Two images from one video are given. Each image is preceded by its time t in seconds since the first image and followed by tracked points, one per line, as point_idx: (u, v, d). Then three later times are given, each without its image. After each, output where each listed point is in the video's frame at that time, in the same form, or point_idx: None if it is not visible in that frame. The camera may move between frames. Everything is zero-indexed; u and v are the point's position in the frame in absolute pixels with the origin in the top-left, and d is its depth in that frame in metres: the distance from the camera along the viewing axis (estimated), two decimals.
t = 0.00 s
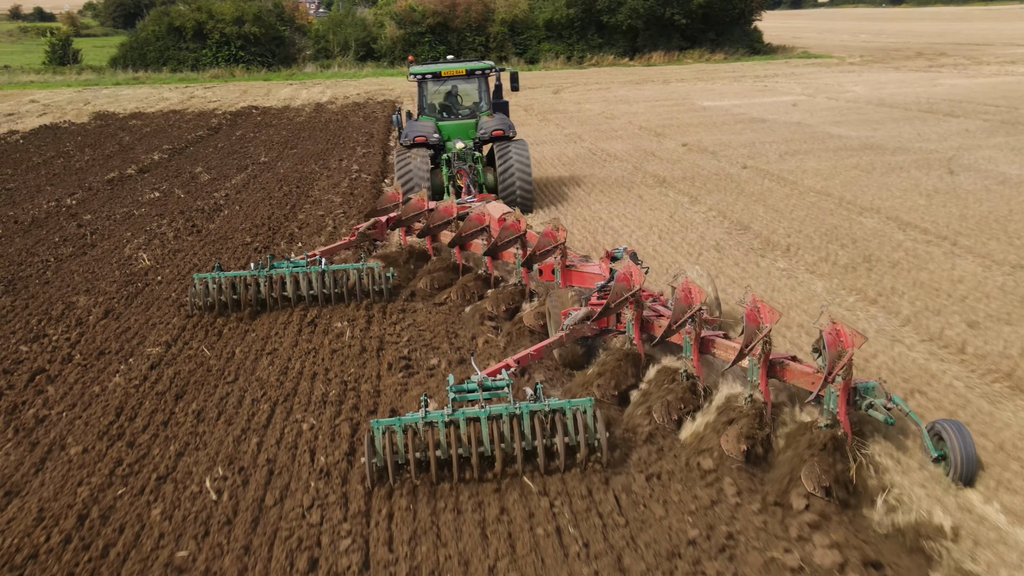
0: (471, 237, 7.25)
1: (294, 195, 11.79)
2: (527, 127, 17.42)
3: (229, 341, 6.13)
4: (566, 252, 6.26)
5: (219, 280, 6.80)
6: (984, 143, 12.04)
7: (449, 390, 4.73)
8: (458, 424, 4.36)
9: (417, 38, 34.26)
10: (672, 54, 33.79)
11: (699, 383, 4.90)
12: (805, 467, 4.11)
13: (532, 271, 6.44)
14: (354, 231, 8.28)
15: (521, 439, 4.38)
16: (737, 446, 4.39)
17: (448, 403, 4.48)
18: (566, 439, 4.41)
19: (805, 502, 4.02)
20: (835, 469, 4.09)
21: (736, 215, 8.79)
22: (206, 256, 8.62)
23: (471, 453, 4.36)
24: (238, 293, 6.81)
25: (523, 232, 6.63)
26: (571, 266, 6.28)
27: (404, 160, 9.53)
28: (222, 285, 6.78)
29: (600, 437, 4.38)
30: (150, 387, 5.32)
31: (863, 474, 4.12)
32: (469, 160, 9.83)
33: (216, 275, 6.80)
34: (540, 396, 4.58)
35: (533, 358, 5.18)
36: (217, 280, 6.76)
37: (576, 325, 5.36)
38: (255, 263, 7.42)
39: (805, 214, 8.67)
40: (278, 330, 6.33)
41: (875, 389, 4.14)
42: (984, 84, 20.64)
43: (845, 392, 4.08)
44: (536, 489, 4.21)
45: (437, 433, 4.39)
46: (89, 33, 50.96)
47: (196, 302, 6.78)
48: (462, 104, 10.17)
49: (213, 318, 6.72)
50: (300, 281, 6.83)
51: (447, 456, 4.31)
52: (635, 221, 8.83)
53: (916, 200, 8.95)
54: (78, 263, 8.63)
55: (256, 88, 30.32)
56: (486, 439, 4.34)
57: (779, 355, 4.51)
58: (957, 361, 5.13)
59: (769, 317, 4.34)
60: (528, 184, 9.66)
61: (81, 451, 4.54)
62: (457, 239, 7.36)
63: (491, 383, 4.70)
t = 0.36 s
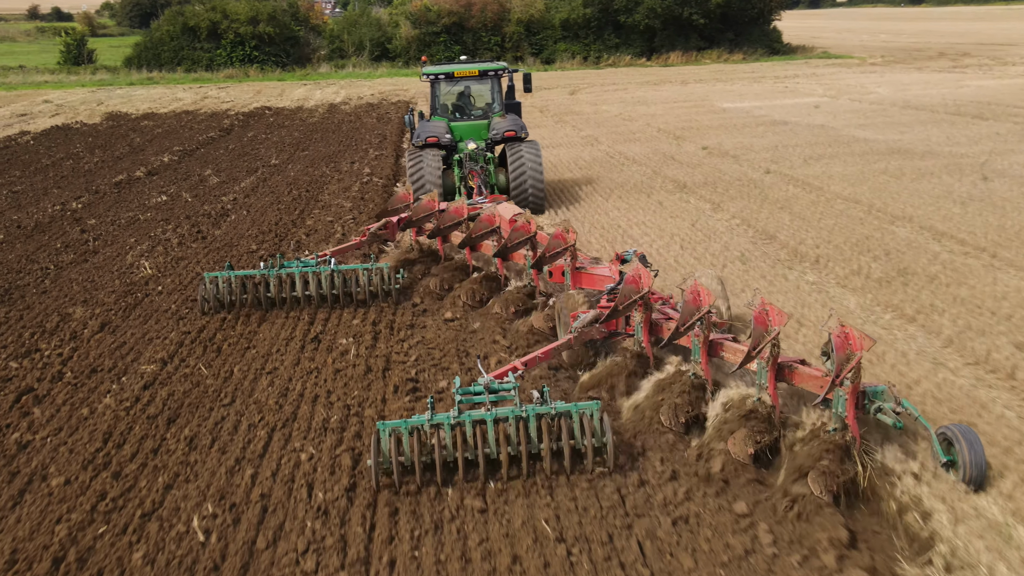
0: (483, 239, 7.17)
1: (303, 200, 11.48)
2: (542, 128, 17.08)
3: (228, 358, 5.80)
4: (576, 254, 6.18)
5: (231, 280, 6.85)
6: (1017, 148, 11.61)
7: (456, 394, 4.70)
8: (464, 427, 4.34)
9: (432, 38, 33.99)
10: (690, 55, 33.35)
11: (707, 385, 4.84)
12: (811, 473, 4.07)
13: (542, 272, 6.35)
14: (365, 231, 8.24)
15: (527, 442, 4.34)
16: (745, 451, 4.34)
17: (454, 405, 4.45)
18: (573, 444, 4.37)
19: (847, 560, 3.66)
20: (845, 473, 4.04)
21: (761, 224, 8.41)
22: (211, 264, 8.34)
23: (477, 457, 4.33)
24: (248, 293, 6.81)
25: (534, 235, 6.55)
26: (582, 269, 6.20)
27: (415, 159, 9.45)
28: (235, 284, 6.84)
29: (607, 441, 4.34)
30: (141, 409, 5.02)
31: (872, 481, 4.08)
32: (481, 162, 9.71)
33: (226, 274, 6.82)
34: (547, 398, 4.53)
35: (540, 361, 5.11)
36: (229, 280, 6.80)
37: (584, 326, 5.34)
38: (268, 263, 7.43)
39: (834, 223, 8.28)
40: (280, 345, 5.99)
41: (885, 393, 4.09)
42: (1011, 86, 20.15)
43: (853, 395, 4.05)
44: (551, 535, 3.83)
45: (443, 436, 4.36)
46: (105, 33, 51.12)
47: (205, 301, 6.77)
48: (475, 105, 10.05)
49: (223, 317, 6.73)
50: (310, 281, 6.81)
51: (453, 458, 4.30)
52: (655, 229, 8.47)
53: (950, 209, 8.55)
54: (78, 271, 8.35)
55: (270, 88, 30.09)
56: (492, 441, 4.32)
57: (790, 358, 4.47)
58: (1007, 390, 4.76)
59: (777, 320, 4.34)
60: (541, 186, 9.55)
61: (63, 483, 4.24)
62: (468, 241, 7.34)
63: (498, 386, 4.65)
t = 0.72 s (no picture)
0: (490, 239, 7.14)
1: (311, 204, 11.18)
2: (557, 130, 16.74)
3: (223, 378, 5.47)
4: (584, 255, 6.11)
5: (238, 281, 6.75)
6: None
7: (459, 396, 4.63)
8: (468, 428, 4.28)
9: (446, 38, 33.72)
10: (707, 55, 32.92)
11: (713, 387, 4.81)
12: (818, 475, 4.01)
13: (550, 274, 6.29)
14: (375, 232, 8.23)
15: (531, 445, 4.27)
16: (750, 453, 4.26)
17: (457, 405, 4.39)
18: (578, 447, 4.31)
19: None
20: (850, 475, 3.96)
21: (786, 234, 8.04)
22: (213, 272, 8.06)
23: (480, 459, 4.27)
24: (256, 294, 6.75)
25: (541, 236, 6.47)
26: (589, 270, 6.13)
27: (426, 161, 9.45)
28: (241, 285, 6.74)
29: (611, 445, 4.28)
30: (129, 433, 4.72)
31: (880, 482, 4.02)
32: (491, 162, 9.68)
33: (235, 275, 6.76)
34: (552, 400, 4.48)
35: (546, 362, 5.14)
36: (236, 280, 6.73)
37: (591, 327, 5.32)
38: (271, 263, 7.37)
39: (862, 234, 7.90)
40: (278, 362, 5.65)
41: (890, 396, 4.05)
42: None
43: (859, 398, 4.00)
44: None
45: (445, 438, 4.29)
46: (121, 32, 51.21)
47: (214, 301, 6.71)
48: (485, 105, 10.01)
49: (232, 318, 6.70)
50: (319, 281, 6.77)
51: (456, 460, 4.23)
52: (674, 238, 8.11)
53: (984, 217, 8.16)
54: (75, 280, 8.07)
55: (282, 88, 29.85)
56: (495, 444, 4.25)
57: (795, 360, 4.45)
58: None
59: (782, 322, 4.33)
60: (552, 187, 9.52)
61: (39, 518, 3.94)
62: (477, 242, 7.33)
63: (502, 388, 4.57)
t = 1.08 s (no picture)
0: (495, 240, 7.19)
1: (316, 209, 10.88)
2: (568, 132, 16.42)
3: (214, 400, 5.16)
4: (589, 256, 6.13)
5: (244, 281, 6.71)
6: None
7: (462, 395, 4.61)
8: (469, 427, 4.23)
9: (457, 38, 33.45)
10: (721, 55, 32.53)
11: (716, 387, 4.75)
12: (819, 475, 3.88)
13: (555, 274, 6.29)
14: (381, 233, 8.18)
15: (533, 445, 4.24)
16: (751, 453, 4.18)
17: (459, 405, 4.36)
18: (579, 447, 4.25)
19: None
20: (853, 476, 3.80)
21: (808, 244, 7.68)
22: (212, 280, 7.77)
23: (481, 458, 4.23)
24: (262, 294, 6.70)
25: (546, 237, 6.51)
26: (594, 271, 6.13)
27: (433, 162, 9.53)
28: (247, 285, 6.70)
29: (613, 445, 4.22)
30: (111, 462, 4.42)
31: (882, 485, 3.87)
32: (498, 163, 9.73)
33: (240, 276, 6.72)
34: (554, 400, 4.43)
35: (548, 363, 5.07)
36: (243, 281, 6.68)
37: (595, 329, 5.20)
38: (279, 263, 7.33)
39: (889, 244, 7.53)
40: (273, 383, 5.33)
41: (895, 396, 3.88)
42: None
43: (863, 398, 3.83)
44: None
45: (446, 439, 4.24)
46: (132, 32, 51.25)
47: (222, 303, 6.67)
48: (492, 107, 10.14)
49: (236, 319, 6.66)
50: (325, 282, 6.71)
51: (457, 460, 4.19)
52: (691, 248, 7.77)
53: (1016, 227, 7.80)
54: (68, 289, 7.78)
55: (292, 89, 29.60)
56: (497, 444, 4.21)
57: (800, 362, 4.38)
58: None
59: (786, 322, 4.26)
60: (559, 186, 9.57)
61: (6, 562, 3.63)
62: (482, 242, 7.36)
63: (504, 388, 4.55)
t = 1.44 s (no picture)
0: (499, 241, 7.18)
1: (317, 214, 10.58)
2: (577, 134, 16.10)
3: (200, 424, 4.85)
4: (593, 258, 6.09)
5: (248, 282, 6.76)
6: None
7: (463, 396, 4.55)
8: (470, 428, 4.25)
9: (466, 38, 33.18)
10: (732, 55, 32.14)
11: (720, 389, 4.81)
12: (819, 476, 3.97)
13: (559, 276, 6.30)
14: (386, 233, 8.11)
15: (533, 445, 4.24)
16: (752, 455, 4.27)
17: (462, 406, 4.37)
18: (579, 448, 4.24)
19: None
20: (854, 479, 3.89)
21: (829, 254, 7.35)
22: (207, 290, 7.49)
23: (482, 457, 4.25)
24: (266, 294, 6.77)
25: (551, 238, 6.55)
26: (599, 273, 6.12)
27: (438, 162, 9.44)
28: (250, 286, 6.75)
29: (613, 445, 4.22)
30: (86, 494, 4.12)
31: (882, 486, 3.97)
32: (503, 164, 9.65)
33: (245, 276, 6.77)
34: (554, 401, 4.44)
35: (551, 364, 5.06)
36: (247, 281, 6.75)
37: (598, 331, 5.21)
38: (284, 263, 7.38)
39: (914, 255, 7.19)
40: (263, 406, 5.02)
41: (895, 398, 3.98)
42: None
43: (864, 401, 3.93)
44: None
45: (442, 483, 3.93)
46: (141, 33, 51.19)
47: (225, 303, 6.76)
48: (497, 107, 10.03)
49: (241, 319, 6.73)
50: (328, 283, 6.76)
51: (458, 459, 4.18)
52: (706, 257, 7.45)
53: None
54: (59, 299, 7.51)
55: (299, 89, 29.33)
56: (498, 443, 4.21)
57: (802, 363, 4.42)
58: None
59: (788, 324, 4.28)
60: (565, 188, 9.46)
61: None
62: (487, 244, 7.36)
63: (506, 388, 4.47)
